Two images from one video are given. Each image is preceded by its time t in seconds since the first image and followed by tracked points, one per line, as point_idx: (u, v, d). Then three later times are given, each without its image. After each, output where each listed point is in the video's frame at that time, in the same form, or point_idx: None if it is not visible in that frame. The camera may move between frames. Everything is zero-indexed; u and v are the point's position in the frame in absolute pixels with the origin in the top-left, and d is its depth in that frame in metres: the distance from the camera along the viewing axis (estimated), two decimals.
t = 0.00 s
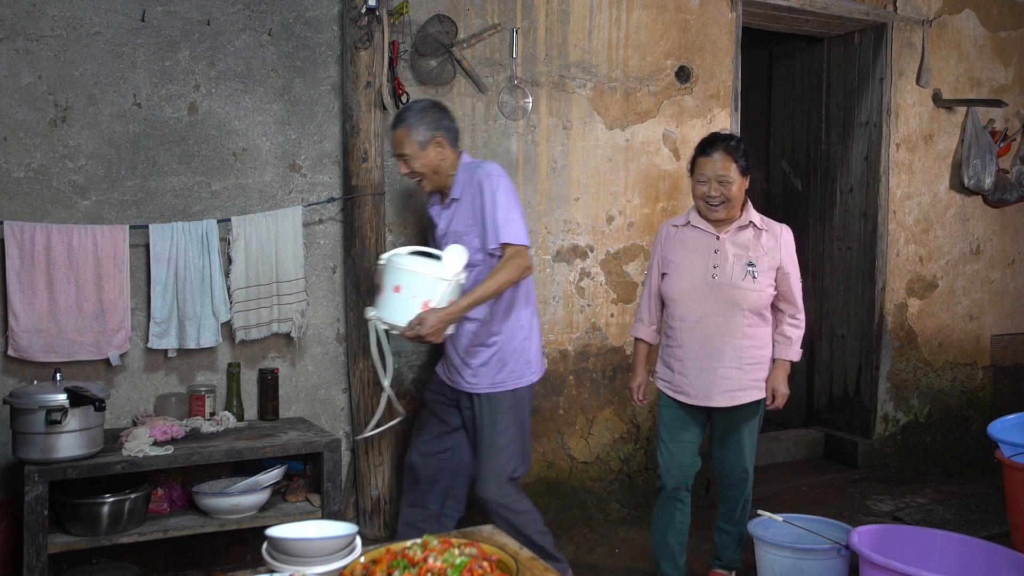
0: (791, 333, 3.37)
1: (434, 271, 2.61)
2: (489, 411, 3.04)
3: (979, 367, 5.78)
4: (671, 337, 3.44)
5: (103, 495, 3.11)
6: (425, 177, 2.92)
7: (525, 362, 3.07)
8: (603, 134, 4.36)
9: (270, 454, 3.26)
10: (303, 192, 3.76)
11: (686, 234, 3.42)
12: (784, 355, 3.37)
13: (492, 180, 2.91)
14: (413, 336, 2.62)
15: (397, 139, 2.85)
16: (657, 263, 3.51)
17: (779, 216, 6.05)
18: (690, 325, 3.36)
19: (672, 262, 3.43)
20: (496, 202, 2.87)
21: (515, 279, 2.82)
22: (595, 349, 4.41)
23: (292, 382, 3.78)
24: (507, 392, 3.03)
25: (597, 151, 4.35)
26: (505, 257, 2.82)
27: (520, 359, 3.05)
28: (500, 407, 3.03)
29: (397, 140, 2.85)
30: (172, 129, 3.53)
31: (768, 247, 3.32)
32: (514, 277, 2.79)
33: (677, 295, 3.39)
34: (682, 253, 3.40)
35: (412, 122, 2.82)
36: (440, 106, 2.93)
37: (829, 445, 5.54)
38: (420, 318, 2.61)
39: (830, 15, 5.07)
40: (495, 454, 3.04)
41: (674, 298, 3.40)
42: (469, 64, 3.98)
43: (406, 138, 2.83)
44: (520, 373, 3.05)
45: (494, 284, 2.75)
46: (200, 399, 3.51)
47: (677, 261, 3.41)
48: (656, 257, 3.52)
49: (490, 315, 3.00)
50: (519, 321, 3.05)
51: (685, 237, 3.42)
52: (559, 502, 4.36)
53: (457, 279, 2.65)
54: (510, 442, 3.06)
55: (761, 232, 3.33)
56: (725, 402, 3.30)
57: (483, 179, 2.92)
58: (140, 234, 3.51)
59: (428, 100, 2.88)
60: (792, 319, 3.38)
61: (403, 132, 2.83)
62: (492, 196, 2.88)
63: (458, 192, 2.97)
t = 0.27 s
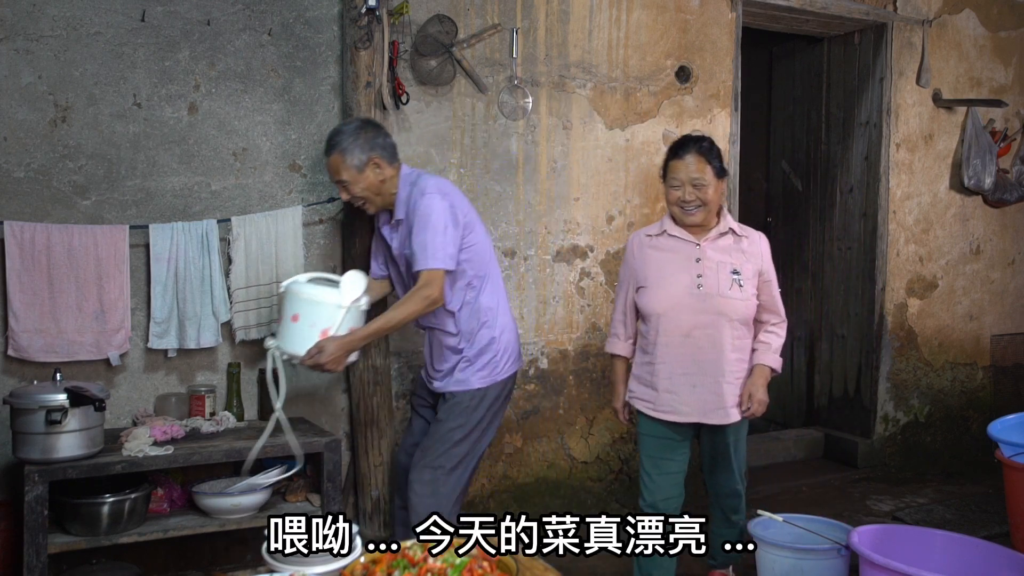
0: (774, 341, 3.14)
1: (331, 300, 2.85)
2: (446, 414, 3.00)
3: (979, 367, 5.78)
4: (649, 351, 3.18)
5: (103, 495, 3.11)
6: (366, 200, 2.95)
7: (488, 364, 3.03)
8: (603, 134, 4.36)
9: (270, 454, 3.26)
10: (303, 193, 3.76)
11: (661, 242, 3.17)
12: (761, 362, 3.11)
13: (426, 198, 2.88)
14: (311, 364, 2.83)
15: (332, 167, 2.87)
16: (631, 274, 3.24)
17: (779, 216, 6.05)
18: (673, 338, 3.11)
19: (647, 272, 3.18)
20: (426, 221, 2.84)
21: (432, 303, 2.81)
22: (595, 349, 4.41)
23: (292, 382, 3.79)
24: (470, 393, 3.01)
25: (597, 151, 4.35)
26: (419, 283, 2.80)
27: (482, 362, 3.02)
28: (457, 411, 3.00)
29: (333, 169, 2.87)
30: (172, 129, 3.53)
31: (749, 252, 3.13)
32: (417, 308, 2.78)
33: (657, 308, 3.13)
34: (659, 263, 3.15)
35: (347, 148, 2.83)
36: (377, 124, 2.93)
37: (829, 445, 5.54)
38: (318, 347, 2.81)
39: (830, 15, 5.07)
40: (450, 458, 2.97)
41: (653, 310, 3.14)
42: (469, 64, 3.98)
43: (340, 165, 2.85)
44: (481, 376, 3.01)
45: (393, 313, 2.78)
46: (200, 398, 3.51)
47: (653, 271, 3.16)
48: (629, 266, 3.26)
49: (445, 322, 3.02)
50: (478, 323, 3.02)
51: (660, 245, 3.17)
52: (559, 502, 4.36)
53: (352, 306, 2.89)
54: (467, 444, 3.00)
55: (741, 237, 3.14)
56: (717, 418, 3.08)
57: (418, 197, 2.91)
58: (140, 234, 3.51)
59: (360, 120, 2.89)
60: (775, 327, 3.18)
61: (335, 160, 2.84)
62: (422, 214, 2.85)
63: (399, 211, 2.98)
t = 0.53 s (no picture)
0: (755, 335, 3.02)
1: (294, 348, 3.16)
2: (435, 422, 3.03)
3: (979, 367, 5.78)
4: (627, 357, 2.98)
5: (103, 495, 3.11)
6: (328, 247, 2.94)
7: (476, 372, 3.06)
8: (603, 134, 4.37)
9: (270, 454, 3.26)
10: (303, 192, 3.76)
11: (629, 240, 2.96)
12: (749, 363, 3.02)
13: (380, 241, 2.85)
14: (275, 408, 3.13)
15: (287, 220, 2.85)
16: (597, 275, 3.01)
17: (779, 216, 6.05)
18: (654, 342, 2.91)
19: (618, 273, 2.96)
20: (383, 269, 2.83)
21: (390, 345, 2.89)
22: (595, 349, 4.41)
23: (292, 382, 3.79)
24: (460, 401, 3.04)
25: (597, 152, 4.35)
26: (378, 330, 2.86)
27: (469, 371, 3.06)
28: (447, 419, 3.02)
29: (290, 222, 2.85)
30: (171, 129, 3.53)
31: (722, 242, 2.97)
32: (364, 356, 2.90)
33: (634, 311, 2.92)
34: (631, 262, 2.95)
35: (303, 201, 2.80)
36: (328, 168, 2.87)
37: (829, 445, 5.54)
38: (279, 392, 3.12)
39: (830, 15, 5.07)
40: (441, 466, 2.99)
41: (629, 314, 2.93)
42: (469, 64, 3.98)
43: (296, 221, 2.83)
44: (471, 384, 3.06)
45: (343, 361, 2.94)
46: (200, 399, 3.51)
47: (626, 272, 2.95)
48: (595, 267, 3.02)
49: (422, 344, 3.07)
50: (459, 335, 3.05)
51: (629, 242, 2.96)
52: (559, 502, 4.37)
53: (314, 353, 3.19)
54: (458, 451, 3.03)
55: (712, 228, 2.99)
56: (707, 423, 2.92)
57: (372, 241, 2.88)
58: (140, 233, 3.51)
59: (311, 166, 2.84)
60: (755, 320, 3.04)
61: (290, 215, 2.82)
62: (378, 261, 2.84)
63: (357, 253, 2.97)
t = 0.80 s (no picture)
0: (761, 327, 2.92)
1: (290, 369, 3.28)
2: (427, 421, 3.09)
3: (979, 367, 5.78)
4: (627, 365, 2.78)
5: (103, 495, 3.11)
6: (308, 276, 2.99)
7: (470, 371, 3.14)
8: (603, 134, 4.37)
9: (269, 454, 3.26)
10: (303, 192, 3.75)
11: (618, 241, 2.77)
12: (762, 357, 2.92)
13: (360, 263, 2.88)
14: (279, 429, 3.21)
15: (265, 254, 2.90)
16: (587, 279, 2.81)
17: (778, 216, 6.05)
18: (657, 347, 2.71)
19: (611, 276, 2.76)
20: (368, 290, 2.87)
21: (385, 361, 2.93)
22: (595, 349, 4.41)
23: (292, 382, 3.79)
24: (454, 399, 3.12)
25: (597, 151, 4.35)
26: (370, 349, 2.91)
27: (463, 371, 3.14)
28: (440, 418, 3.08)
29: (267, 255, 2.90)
30: (171, 129, 3.53)
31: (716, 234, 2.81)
32: (358, 374, 2.94)
33: (632, 316, 2.71)
34: (624, 264, 2.75)
35: (278, 234, 2.84)
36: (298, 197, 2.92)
37: (829, 445, 5.54)
38: (282, 412, 3.22)
39: (830, 15, 5.07)
40: (435, 464, 3.05)
41: (626, 319, 2.73)
42: (469, 64, 3.98)
43: (273, 254, 2.88)
44: (465, 383, 3.14)
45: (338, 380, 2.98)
46: (200, 399, 3.51)
47: (620, 274, 2.74)
48: (584, 272, 2.82)
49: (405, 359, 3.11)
50: (448, 339, 3.11)
51: (620, 243, 2.77)
52: (559, 502, 4.37)
53: (309, 372, 3.30)
54: (452, 448, 3.09)
55: (705, 222, 2.82)
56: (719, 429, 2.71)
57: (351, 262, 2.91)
58: (140, 233, 3.51)
59: (281, 199, 2.89)
60: (753, 313, 2.93)
61: (266, 249, 2.87)
62: (360, 283, 2.87)
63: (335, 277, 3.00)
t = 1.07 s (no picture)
0: (776, 333, 2.84)
1: (294, 370, 3.27)
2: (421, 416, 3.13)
3: (979, 367, 5.78)
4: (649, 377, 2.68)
5: (103, 495, 3.11)
6: (298, 271, 3.03)
7: (462, 362, 3.17)
8: (603, 134, 4.36)
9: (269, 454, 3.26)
10: (303, 192, 3.75)
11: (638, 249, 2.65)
12: (775, 363, 2.86)
13: (351, 256, 2.95)
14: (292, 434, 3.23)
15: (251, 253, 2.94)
16: (605, 287, 2.67)
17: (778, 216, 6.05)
18: (680, 358, 2.62)
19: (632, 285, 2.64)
20: (362, 281, 2.92)
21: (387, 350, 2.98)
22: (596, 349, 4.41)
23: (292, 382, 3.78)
24: (447, 392, 3.15)
25: (597, 151, 4.35)
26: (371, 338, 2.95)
27: (455, 362, 3.17)
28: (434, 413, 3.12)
29: (254, 254, 2.94)
30: (171, 129, 3.53)
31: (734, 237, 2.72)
32: (365, 364, 2.99)
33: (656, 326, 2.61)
34: (644, 272, 2.64)
35: (264, 231, 2.89)
36: (279, 194, 2.97)
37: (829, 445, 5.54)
38: (292, 414, 3.22)
39: (829, 15, 5.07)
40: (431, 457, 3.09)
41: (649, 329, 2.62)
42: (469, 64, 3.98)
43: (261, 250, 2.92)
44: (458, 374, 3.16)
45: (349, 374, 3.01)
46: (200, 399, 3.51)
47: (640, 283, 2.63)
48: (601, 279, 2.68)
49: (399, 351, 3.16)
50: (439, 332, 3.16)
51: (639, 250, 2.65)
52: (559, 502, 4.37)
53: (313, 374, 3.31)
54: (448, 441, 3.13)
55: (724, 226, 2.73)
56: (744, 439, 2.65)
57: (342, 256, 2.98)
58: (140, 233, 3.51)
59: (267, 197, 2.94)
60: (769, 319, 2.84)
61: (254, 246, 2.91)
62: (354, 275, 2.93)
63: (324, 272, 3.05)
